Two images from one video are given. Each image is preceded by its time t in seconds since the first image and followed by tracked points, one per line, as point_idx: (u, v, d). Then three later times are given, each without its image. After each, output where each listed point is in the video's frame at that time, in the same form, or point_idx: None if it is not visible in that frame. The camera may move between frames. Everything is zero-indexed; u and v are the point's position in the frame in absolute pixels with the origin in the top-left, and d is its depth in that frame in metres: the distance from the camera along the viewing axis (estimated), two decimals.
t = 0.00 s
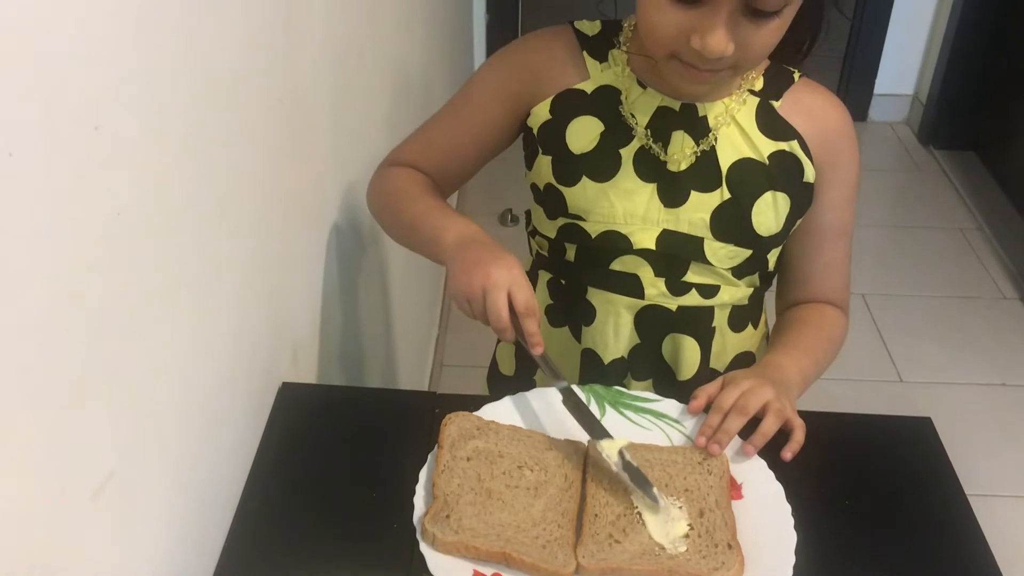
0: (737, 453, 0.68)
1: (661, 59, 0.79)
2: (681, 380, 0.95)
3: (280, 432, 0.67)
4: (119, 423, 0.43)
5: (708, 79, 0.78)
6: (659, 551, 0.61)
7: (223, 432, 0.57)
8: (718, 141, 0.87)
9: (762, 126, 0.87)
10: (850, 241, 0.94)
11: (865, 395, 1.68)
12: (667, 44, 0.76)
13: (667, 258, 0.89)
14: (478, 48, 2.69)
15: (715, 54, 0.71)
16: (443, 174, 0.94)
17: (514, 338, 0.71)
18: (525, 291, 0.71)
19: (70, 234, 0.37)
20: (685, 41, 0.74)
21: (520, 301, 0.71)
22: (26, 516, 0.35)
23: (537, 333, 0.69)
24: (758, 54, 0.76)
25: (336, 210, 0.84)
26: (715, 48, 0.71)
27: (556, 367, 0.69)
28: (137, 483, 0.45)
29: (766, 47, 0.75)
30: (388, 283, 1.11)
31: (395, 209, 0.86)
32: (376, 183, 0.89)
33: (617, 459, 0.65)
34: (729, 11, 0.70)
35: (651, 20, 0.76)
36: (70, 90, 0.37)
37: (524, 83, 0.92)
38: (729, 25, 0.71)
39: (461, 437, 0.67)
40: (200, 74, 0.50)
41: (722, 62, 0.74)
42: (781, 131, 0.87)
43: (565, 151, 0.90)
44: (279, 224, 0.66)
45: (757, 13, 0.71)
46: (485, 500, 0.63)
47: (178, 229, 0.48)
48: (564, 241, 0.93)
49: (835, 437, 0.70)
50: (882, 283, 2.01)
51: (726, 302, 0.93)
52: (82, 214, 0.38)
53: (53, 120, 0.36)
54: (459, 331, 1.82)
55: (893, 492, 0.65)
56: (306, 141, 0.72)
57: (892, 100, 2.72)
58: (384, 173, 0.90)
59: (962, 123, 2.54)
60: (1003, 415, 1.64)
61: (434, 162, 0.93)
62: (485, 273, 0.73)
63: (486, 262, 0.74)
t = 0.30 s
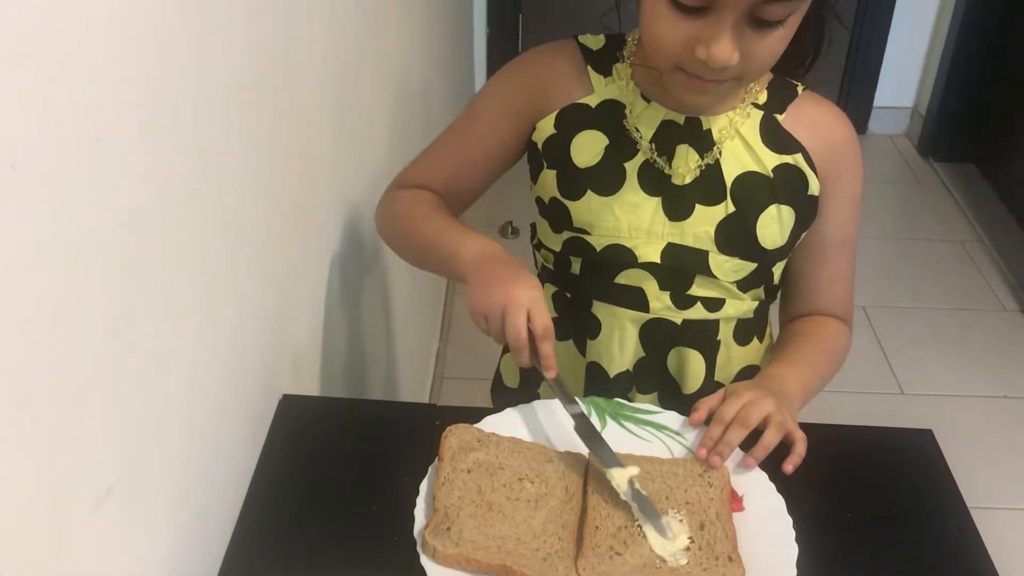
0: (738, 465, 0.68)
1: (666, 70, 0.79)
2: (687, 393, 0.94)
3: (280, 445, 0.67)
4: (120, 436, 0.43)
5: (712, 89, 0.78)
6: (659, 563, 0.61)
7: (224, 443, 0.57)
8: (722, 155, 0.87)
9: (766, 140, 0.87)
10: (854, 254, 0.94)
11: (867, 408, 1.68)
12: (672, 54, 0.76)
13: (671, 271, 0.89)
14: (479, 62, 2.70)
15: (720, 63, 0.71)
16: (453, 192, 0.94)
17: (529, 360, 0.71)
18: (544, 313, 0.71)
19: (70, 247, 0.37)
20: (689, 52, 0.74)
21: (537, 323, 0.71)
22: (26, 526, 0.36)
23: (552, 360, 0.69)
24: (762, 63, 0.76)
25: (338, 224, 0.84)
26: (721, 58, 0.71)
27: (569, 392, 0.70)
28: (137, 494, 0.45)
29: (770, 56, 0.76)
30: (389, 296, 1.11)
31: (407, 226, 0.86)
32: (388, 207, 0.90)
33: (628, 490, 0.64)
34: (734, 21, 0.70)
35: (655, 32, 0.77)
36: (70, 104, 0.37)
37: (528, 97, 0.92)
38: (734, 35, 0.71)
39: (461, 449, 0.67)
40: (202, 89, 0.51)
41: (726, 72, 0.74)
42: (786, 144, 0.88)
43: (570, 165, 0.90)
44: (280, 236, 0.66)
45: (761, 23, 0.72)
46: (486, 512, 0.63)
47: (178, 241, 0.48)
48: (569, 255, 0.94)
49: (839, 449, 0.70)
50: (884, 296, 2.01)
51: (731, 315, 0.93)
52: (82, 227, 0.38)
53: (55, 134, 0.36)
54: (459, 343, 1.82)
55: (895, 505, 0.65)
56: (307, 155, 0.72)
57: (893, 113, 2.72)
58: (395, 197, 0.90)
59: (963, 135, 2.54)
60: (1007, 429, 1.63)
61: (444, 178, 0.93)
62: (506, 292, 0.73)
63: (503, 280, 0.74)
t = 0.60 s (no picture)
0: (737, 476, 0.68)
1: (668, 84, 0.80)
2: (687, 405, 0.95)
3: (279, 457, 0.67)
4: (119, 449, 0.43)
5: (714, 103, 0.79)
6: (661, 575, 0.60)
7: (224, 454, 0.58)
8: (723, 168, 0.87)
9: (767, 153, 0.88)
10: (855, 266, 0.94)
11: (867, 420, 1.68)
12: (674, 69, 0.77)
13: (673, 284, 0.90)
14: (479, 75, 2.71)
15: (722, 78, 0.72)
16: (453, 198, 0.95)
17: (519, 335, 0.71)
18: (531, 287, 0.72)
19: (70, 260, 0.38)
20: (690, 66, 0.75)
21: (526, 296, 0.71)
22: (26, 539, 0.36)
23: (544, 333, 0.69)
24: (764, 79, 0.77)
25: (338, 236, 0.84)
26: (722, 73, 0.71)
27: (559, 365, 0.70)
28: (138, 506, 0.45)
29: (772, 71, 0.76)
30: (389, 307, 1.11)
31: (404, 221, 0.86)
32: (385, 208, 0.90)
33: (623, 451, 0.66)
34: (735, 36, 0.71)
35: (657, 46, 0.77)
36: (71, 118, 0.37)
37: (528, 108, 0.92)
38: (736, 50, 0.71)
39: (461, 461, 0.67)
40: (202, 103, 0.51)
41: (727, 87, 0.74)
42: (786, 157, 0.88)
43: (571, 178, 0.91)
44: (280, 248, 0.67)
45: (763, 37, 0.72)
46: (486, 524, 0.63)
47: (178, 253, 0.48)
48: (571, 268, 0.94)
49: (840, 461, 0.70)
50: (885, 308, 2.01)
51: (733, 327, 0.93)
52: (82, 239, 0.38)
53: (57, 148, 0.36)
54: (458, 355, 1.82)
55: (891, 517, 0.65)
56: (307, 168, 0.72)
57: (892, 125, 2.73)
58: (393, 195, 0.91)
59: (962, 148, 2.55)
60: (1007, 441, 1.63)
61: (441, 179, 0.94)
62: (492, 269, 0.73)
63: (492, 257, 0.75)
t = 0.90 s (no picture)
0: (737, 480, 0.68)
1: (668, 88, 0.80)
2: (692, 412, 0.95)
3: (278, 460, 0.67)
4: (119, 451, 0.43)
5: (714, 106, 0.79)
6: None
7: (224, 457, 0.57)
8: (724, 172, 0.88)
9: (766, 157, 0.88)
10: (857, 271, 0.94)
11: (867, 424, 1.68)
12: (673, 73, 0.77)
13: (676, 290, 0.90)
14: (477, 80, 2.71)
15: (722, 80, 0.72)
16: (456, 217, 0.95)
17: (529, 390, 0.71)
18: (545, 341, 0.71)
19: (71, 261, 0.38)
20: (691, 70, 0.75)
21: (538, 352, 0.71)
22: (26, 540, 0.36)
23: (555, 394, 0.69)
24: (763, 82, 0.77)
25: (338, 241, 0.84)
26: (723, 75, 0.71)
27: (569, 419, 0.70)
28: (138, 508, 0.45)
29: (772, 75, 0.76)
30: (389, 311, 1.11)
31: (412, 255, 0.87)
32: (391, 235, 0.91)
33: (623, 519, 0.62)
34: (735, 38, 0.71)
35: (656, 49, 0.77)
36: (71, 118, 0.37)
37: (528, 121, 0.92)
38: (736, 52, 0.72)
39: (461, 465, 0.67)
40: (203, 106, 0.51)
41: (728, 89, 0.74)
42: (787, 161, 0.88)
43: (572, 183, 0.91)
44: (281, 250, 0.67)
45: (763, 39, 0.72)
46: (485, 528, 0.63)
47: (179, 255, 0.48)
48: (572, 275, 0.94)
49: (842, 464, 0.70)
50: (885, 312, 2.01)
51: (736, 333, 0.93)
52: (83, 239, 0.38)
53: (58, 148, 0.36)
54: (458, 359, 1.82)
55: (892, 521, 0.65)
56: (306, 171, 0.72)
57: (891, 129, 2.74)
58: (399, 224, 0.91)
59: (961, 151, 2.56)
60: (1007, 445, 1.63)
61: (449, 194, 0.94)
62: (506, 320, 0.72)
63: (506, 307, 0.74)
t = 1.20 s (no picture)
0: (737, 480, 0.68)
1: (662, 92, 0.80)
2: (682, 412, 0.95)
3: (278, 459, 0.67)
4: (118, 454, 0.43)
5: (708, 110, 0.79)
6: None
7: (223, 457, 0.57)
8: (720, 173, 0.88)
9: (766, 159, 0.88)
10: (857, 276, 0.94)
11: (865, 423, 1.68)
12: (667, 78, 0.77)
13: (670, 290, 0.90)
14: (478, 79, 2.71)
15: (715, 87, 0.71)
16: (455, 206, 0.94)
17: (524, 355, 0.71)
18: (535, 306, 0.71)
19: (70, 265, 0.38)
20: (684, 75, 0.75)
21: (529, 317, 0.70)
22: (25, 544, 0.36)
23: (548, 356, 0.70)
24: (756, 87, 0.76)
25: (337, 241, 0.84)
26: (715, 81, 0.71)
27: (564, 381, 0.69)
28: (138, 510, 0.45)
29: (766, 79, 0.76)
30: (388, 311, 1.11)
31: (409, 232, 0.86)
32: (390, 216, 0.89)
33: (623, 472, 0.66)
34: (728, 43, 0.71)
35: (651, 54, 0.77)
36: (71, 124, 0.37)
37: (528, 111, 0.92)
38: (727, 59, 0.72)
39: (460, 465, 0.66)
40: (203, 108, 0.51)
41: (722, 95, 0.74)
42: (785, 164, 0.88)
43: (568, 182, 0.91)
44: (281, 251, 0.67)
45: (755, 45, 0.72)
46: (485, 529, 0.63)
47: (178, 257, 0.48)
48: (567, 271, 0.94)
49: (841, 466, 0.70)
50: (884, 311, 2.01)
51: (728, 334, 0.93)
52: (82, 243, 0.38)
53: (58, 153, 0.36)
54: (458, 359, 1.83)
55: (891, 522, 0.65)
56: (306, 173, 0.72)
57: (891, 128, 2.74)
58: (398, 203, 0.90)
59: (960, 151, 2.56)
60: (1006, 445, 1.63)
61: (446, 179, 0.93)
62: (497, 287, 0.72)
63: (498, 273, 0.74)
